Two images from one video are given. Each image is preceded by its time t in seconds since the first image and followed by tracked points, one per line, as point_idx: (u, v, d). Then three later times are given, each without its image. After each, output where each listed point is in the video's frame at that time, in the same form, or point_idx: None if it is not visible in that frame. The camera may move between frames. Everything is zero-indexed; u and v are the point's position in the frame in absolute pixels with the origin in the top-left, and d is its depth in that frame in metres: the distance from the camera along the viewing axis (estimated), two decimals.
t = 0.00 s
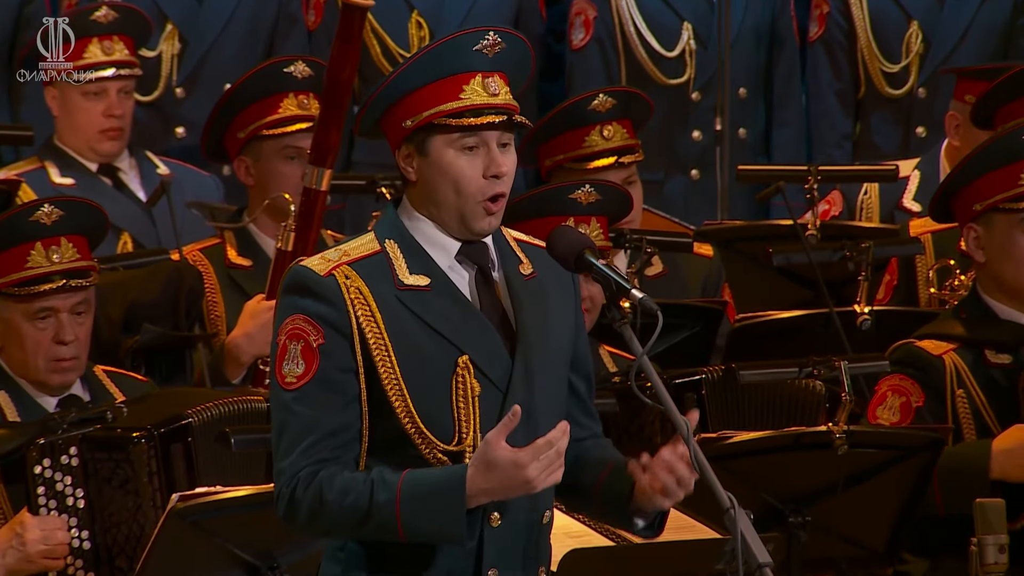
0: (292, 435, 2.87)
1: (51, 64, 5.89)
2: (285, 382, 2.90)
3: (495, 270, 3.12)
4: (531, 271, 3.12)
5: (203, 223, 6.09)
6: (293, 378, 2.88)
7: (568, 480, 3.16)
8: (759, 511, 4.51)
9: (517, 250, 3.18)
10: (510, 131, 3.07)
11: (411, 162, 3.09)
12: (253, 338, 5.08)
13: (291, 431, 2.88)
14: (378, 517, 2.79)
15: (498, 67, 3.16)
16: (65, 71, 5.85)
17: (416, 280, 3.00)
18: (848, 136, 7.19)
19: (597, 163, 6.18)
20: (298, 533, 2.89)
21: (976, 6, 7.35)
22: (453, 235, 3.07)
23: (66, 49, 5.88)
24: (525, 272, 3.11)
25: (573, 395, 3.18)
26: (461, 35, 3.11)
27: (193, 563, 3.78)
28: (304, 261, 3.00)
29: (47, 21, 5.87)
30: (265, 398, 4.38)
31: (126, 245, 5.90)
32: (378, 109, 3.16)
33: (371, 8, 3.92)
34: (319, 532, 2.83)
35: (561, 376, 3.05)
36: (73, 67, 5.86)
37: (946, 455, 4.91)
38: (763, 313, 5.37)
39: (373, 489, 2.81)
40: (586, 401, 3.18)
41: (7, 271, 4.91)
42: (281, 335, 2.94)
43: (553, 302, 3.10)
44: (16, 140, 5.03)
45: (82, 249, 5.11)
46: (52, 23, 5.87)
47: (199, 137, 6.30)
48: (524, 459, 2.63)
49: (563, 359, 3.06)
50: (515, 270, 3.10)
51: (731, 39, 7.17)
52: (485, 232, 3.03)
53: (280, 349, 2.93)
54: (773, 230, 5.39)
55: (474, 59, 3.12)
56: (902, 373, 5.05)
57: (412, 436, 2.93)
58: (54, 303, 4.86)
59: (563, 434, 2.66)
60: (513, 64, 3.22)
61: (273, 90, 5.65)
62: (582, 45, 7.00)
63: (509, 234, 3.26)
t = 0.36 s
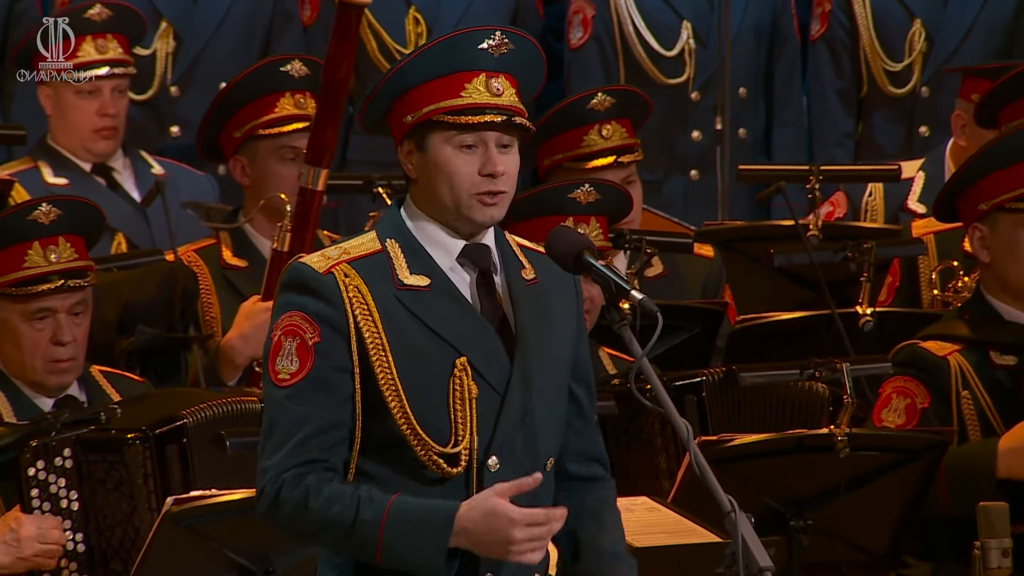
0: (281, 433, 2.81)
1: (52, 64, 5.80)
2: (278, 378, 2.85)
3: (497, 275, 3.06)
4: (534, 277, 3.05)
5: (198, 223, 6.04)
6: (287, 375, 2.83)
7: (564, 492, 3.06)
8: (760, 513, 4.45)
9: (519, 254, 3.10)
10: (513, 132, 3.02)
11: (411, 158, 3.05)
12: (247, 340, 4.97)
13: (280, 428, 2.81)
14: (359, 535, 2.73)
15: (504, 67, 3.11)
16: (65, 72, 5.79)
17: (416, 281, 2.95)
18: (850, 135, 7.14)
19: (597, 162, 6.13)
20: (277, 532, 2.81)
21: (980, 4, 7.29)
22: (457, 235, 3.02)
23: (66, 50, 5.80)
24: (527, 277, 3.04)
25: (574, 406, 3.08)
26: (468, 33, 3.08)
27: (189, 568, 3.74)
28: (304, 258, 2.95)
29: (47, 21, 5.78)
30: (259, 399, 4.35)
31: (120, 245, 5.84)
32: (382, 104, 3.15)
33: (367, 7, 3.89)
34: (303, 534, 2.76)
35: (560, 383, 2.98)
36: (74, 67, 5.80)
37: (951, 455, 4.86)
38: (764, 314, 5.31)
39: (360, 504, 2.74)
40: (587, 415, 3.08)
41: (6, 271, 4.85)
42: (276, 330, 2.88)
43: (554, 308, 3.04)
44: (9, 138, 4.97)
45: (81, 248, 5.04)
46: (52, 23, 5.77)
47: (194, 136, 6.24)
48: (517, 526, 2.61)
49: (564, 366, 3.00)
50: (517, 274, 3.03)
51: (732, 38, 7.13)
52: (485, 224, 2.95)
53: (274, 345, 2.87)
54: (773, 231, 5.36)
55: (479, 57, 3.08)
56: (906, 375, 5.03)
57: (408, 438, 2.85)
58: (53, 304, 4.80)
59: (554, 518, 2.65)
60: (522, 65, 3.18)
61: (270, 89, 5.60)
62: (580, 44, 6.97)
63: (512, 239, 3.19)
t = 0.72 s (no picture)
0: (285, 424, 2.74)
1: (52, 64, 5.75)
2: (284, 373, 2.78)
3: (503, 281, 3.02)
4: (541, 282, 3.02)
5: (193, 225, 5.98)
6: (292, 369, 2.76)
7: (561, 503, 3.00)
8: (762, 519, 4.37)
9: (525, 259, 3.07)
10: (520, 138, 2.95)
11: (416, 158, 3.01)
12: (244, 343, 4.93)
13: (284, 419, 2.75)
14: (358, 521, 2.65)
15: (513, 73, 3.05)
16: (65, 72, 5.72)
17: (424, 280, 2.89)
18: (852, 136, 7.10)
19: (597, 164, 6.07)
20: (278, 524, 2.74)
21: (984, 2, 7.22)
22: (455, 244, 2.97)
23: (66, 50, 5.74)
24: (534, 282, 3.01)
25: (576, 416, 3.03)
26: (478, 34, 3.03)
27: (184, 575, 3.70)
28: (311, 256, 2.90)
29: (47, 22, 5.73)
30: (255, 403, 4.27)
31: (115, 246, 5.74)
32: (391, 105, 3.11)
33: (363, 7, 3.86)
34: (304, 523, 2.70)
35: (566, 389, 2.93)
36: (74, 66, 5.74)
37: (958, 456, 4.80)
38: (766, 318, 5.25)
39: (362, 491, 2.67)
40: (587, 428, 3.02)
41: (5, 277, 4.79)
42: (283, 327, 2.82)
43: (561, 313, 3.00)
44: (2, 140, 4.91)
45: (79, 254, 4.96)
46: (52, 23, 5.73)
47: (188, 137, 6.18)
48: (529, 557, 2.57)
49: (570, 375, 2.95)
50: (525, 281, 3.00)
51: (733, 37, 7.07)
52: (480, 231, 2.90)
53: (281, 341, 2.81)
54: (775, 233, 5.30)
55: (485, 60, 3.03)
56: (911, 379, 5.00)
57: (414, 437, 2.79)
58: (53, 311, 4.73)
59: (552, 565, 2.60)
60: (535, 73, 3.12)
61: (269, 90, 5.53)
62: (580, 44, 6.94)
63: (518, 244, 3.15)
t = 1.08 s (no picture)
0: (293, 408, 2.69)
1: (53, 63, 5.69)
2: (288, 371, 2.73)
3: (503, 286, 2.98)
4: (539, 288, 2.99)
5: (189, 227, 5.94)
6: (297, 365, 2.71)
7: (570, 509, 3.03)
8: (764, 524, 4.33)
9: (524, 267, 3.04)
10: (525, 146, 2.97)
11: (422, 172, 2.98)
12: (239, 346, 4.90)
13: (292, 403, 2.70)
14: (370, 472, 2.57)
15: (516, 79, 3.07)
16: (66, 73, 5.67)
17: (422, 287, 2.86)
18: (853, 137, 7.05)
19: (597, 166, 6.02)
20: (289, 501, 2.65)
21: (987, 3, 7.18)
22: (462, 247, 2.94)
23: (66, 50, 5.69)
24: (532, 289, 2.98)
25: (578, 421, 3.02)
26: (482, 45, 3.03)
27: None
28: (308, 262, 2.87)
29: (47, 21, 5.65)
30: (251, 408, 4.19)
31: (110, 249, 5.73)
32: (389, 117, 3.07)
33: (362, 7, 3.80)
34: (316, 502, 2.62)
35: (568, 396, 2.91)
36: (75, 67, 5.69)
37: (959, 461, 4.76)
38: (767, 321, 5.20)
39: (369, 446, 2.60)
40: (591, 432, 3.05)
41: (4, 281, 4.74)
42: (287, 326, 2.79)
43: (561, 318, 2.98)
44: None
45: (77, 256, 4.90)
46: (52, 23, 5.65)
47: (184, 138, 6.14)
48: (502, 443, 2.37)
49: (570, 381, 2.91)
50: (523, 288, 2.97)
51: (734, 37, 7.02)
52: (497, 243, 2.90)
53: (284, 341, 2.77)
54: (776, 235, 5.26)
55: (493, 70, 3.03)
56: (913, 381, 4.95)
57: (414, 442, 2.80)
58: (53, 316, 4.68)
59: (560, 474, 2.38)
60: (531, 77, 3.15)
61: (265, 91, 5.50)
62: (579, 44, 6.86)
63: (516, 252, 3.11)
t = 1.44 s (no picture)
0: (285, 393, 2.69)
1: (53, 63, 5.64)
2: (282, 363, 2.73)
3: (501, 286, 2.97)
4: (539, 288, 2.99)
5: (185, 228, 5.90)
6: (289, 357, 2.71)
7: (573, 511, 2.99)
8: (765, 529, 4.29)
9: (524, 267, 3.03)
10: (516, 150, 2.93)
11: (412, 175, 2.95)
12: (236, 349, 4.85)
13: (285, 388, 2.70)
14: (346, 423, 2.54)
15: (509, 82, 3.02)
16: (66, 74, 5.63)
17: (417, 287, 2.85)
18: (855, 137, 7.02)
19: (597, 166, 5.98)
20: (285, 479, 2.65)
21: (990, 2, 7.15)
22: (456, 247, 2.92)
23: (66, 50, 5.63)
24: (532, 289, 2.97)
25: (581, 421, 3.02)
26: (473, 48, 2.99)
27: None
28: (303, 261, 2.88)
29: (47, 22, 5.60)
30: (248, 412, 4.13)
31: (105, 250, 5.70)
32: (380, 117, 3.04)
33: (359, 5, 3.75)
34: (310, 473, 2.60)
35: (566, 397, 2.95)
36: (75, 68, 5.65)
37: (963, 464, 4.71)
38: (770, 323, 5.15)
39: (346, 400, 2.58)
40: (595, 433, 3.02)
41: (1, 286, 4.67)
42: (281, 321, 2.79)
43: (560, 320, 2.99)
44: None
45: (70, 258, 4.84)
46: (52, 23, 5.60)
47: (180, 138, 6.10)
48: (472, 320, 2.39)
49: (569, 382, 2.96)
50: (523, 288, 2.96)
51: (736, 36, 6.98)
52: (486, 245, 2.87)
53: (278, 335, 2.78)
54: (778, 237, 5.22)
55: (483, 73, 2.98)
56: (917, 381, 4.92)
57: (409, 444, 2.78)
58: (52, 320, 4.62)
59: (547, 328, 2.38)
60: (525, 78, 3.09)
61: (262, 91, 5.44)
62: (578, 44, 6.82)
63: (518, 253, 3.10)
